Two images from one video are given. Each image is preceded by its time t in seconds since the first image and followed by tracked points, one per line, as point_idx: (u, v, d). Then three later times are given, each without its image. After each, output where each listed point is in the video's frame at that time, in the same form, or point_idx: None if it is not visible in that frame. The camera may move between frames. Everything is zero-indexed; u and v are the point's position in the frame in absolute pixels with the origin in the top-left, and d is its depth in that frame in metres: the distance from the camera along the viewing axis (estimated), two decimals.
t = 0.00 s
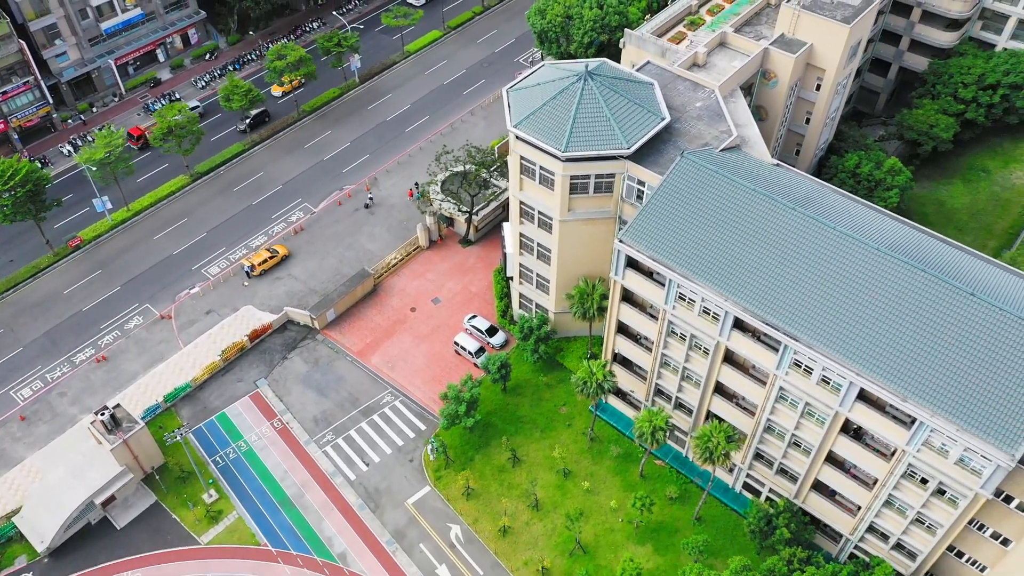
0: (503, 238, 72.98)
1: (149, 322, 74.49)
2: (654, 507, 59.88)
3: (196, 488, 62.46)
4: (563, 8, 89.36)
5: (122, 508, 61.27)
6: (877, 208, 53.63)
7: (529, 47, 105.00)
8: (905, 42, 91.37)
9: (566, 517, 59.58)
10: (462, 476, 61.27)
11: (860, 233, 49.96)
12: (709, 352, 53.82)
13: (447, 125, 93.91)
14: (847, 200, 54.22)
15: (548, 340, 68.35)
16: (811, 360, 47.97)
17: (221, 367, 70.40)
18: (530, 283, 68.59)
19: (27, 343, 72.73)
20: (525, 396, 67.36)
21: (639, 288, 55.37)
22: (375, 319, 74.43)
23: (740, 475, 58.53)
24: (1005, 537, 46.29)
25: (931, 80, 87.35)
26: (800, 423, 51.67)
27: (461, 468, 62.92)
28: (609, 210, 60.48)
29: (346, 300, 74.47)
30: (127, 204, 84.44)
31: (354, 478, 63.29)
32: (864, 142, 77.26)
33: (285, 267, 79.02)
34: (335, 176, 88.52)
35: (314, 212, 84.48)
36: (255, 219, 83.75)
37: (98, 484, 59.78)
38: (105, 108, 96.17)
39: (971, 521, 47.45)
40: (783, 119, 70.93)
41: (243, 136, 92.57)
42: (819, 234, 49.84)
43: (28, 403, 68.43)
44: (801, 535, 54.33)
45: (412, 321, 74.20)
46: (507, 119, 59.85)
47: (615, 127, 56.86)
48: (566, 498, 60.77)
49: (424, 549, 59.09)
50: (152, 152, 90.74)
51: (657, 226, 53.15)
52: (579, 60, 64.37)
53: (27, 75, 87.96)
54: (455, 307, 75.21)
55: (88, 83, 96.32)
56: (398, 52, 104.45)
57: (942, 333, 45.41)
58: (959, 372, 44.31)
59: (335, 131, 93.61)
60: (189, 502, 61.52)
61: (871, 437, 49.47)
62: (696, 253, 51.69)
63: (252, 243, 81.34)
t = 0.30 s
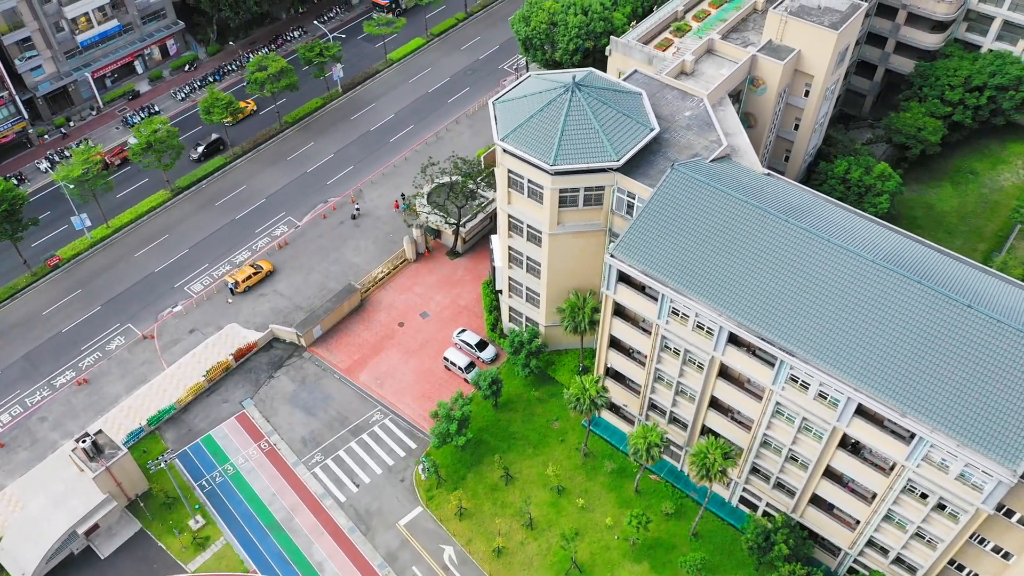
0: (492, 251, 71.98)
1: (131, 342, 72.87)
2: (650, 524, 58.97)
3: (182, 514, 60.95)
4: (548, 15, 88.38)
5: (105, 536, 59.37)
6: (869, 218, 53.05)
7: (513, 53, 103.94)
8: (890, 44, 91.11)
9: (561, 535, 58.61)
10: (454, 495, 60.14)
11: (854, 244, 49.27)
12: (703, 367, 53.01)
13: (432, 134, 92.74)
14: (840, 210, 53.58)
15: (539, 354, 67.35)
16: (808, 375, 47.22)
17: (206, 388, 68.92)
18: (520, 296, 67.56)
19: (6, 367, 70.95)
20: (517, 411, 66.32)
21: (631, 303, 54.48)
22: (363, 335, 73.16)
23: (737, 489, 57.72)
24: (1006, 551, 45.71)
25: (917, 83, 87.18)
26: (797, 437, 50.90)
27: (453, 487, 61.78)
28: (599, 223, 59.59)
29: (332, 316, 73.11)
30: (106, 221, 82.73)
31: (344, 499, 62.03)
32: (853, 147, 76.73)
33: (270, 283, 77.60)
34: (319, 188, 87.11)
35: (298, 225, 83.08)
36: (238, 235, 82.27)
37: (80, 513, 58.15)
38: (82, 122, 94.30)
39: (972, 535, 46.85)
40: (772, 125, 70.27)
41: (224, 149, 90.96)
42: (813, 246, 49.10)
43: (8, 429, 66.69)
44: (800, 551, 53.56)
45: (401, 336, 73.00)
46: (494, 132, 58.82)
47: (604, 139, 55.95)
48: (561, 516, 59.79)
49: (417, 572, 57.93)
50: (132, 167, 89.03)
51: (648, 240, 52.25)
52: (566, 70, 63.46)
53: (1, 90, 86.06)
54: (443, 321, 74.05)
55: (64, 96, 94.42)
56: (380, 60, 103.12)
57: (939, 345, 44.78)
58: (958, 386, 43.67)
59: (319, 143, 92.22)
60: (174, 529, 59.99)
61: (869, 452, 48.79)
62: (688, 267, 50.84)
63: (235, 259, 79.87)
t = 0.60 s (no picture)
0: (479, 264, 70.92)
1: (112, 365, 71.18)
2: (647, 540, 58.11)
3: (168, 542, 59.39)
4: (532, 22, 87.68)
5: (88, 567, 57.87)
6: (862, 228, 52.51)
7: (497, 60, 102.86)
8: (875, 47, 90.83)
9: (556, 554, 57.62)
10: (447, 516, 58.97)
11: (848, 256, 48.61)
12: (698, 382, 52.15)
13: (417, 144, 91.52)
14: (832, 220, 52.95)
15: (530, 369, 66.35)
16: (804, 391, 46.45)
17: (190, 410, 67.38)
18: (509, 310, 66.52)
19: None
20: (509, 428, 65.24)
21: (623, 318, 53.54)
22: (350, 352, 71.86)
23: (734, 504, 56.92)
24: (1008, 564, 45.12)
25: (903, 85, 87.06)
26: (794, 453, 50.11)
27: (445, 508, 60.62)
28: (588, 236, 58.69)
29: (318, 333, 71.75)
30: (85, 239, 80.97)
31: (334, 523, 60.74)
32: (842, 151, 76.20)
33: (254, 300, 76.14)
34: (303, 201, 85.65)
35: (282, 240, 81.62)
36: (221, 251, 80.71)
37: (62, 545, 56.49)
38: (58, 137, 92.40)
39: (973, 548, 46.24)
40: (760, 132, 69.63)
41: (204, 163, 89.31)
42: (807, 259, 48.40)
43: None
44: (799, 566, 52.83)
45: (389, 352, 71.78)
46: (480, 146, 57.78)
47: (593, 152, 55.01)
48: (556, 534, 58.79)
49: None
50: (110, 183, 87.26)
51: (639, 255, 51.35)
52: (552, 80, 62.50)
53: None
54: (431, 336, 72.89)
55: (40, 111, 92.49)
56: (362, 69, 101.76)
57: (937, 359, 44.16)
58: (957, 401, 43.06)
59: (301, 154, 90.76)
60: (160, 558, 58.42)
61: (868, 466, 48.09)
62: (681, 282, 49.96)
63: (218, 276, 78.32)
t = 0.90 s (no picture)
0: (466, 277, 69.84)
1: (91, 389, 69.43)
2: (642, 558, 57.24)
3: (153, 572, 57.82)
4: (514, 29, 86.86)
5: None
6: (852, 239, 52.17)
7: (479, 67, 101.76)
8: (858, 49, 90.61)
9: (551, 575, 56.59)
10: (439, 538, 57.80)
11: (842, 268, 48.11)
12: (692, 398, 51.33)
13: (400, 155, 90.24)
14: (823, 232, 52.49)
15: (520, 384, 65.35)
16: (801, 407, 45.70)
17: (173, 434, 65.79)
18: (497, 324, 65.47)
19: None
20: (500, 445, 64.15)
21: (614, 334, 52.63)
22: (336, 370, 70.52)
23: (729, 518, 56.15)
24: None
25: (887, 87, 86.94)
26: (791, 468, 49.34)
27: (437, 529, 59.44)
28: (577, 250, 57.75)
29: (303, 352, 70.35)
30: (61, 259, 79.08)
31: (324, 547, 59.42)
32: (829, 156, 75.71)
33: (236, 318, 74.59)
34: (284, 215, 84.16)
35: (264, 256, 80.10)
36: (202, 268, 79.07)
37: None
38: (32, 154, 90.36)
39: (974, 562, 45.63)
40: (747, 139, 68.99)
41: (183, 178, 87.58)
42: (801, 272, 47.80)
43: None
44: None
45: (376, 370, 70.52)
46: (465, 160, 56.74)
47: (580, 165, 54.06)
48: (550, 554, 57.78)
49: None
50: (85, 201, 85.33)
51: (630, 270, 50.42)
52: (536, 92, 61.55)
53: None
54: (419, 352, 71.69)
55: (12, 128, 90.41)
56: (342, 79, 100.33)
57: (934, 372, 43.66)
58: (955, 414, 42.54)
59: (282, 167, 89.25)
60: None
61: (865, 481, 47.41)
62: (673, 297, 49.07)
63: (199, 294, 76.71)
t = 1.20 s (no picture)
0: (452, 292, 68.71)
1: (69, 415, 67.65)
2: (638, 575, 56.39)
3: None
4: (494, 37, 85.74)
5: None
6: (842, 248, 51.54)
7: (460, 75, 100.56)
8: (840, 51, 90.35)
9: None
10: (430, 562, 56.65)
11: (834, 280, 47.40)
12: (685, 415, 50.49)
13: (381, 166, 88.90)
14: (813, 241, 51.79)
15: (509, 401, 64.31)
16: (796, 423, 44.94)
17: (155, 460, 64.17)
18: (485, 340, 64.37)
19: None
20: (490, 463, 63.06)
21: (605, 351, 51.73)
22: (321, 389, 69.14)
23: (725, 533, 55.38)
24: None
25: (870, 89, 86.73)
26: (787, 484, 48.61)
27: (428, 552, 58.28)
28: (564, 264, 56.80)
29: (287, 372, 68.90)
30: (35, 281, 77.12)
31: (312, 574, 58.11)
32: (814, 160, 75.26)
33: (218, 338, 73.03)
34: (265, 231, 82.60)
35: (245, 273, 78.56)
36: (181, 287, 77.39)
37: None
38: (4, 172, 88.24)
39: None
40: (733, 146, 68.36)
41: (160, 194, 85.79)
42: (792, 285, 47.02)
43: None
44: None
45: (362, 388, 69.20)
46: (449, 175, 55.63)
47: (566, 179, 53.10)
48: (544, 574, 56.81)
49: None
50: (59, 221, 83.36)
51: (620, 286, 49.53)
52: (519, 103, 60.44)
53: None
54: (405, 368, 70.42)
55: None
56: (321, 89, 98.87)
57: (929, 385, 43.03)
58: (952, 428, 41.94)
59: (262, 181, 87.67)
60: None
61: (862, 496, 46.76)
62: (663, 314, 48.24)
63: (179, 314, 75.05)
